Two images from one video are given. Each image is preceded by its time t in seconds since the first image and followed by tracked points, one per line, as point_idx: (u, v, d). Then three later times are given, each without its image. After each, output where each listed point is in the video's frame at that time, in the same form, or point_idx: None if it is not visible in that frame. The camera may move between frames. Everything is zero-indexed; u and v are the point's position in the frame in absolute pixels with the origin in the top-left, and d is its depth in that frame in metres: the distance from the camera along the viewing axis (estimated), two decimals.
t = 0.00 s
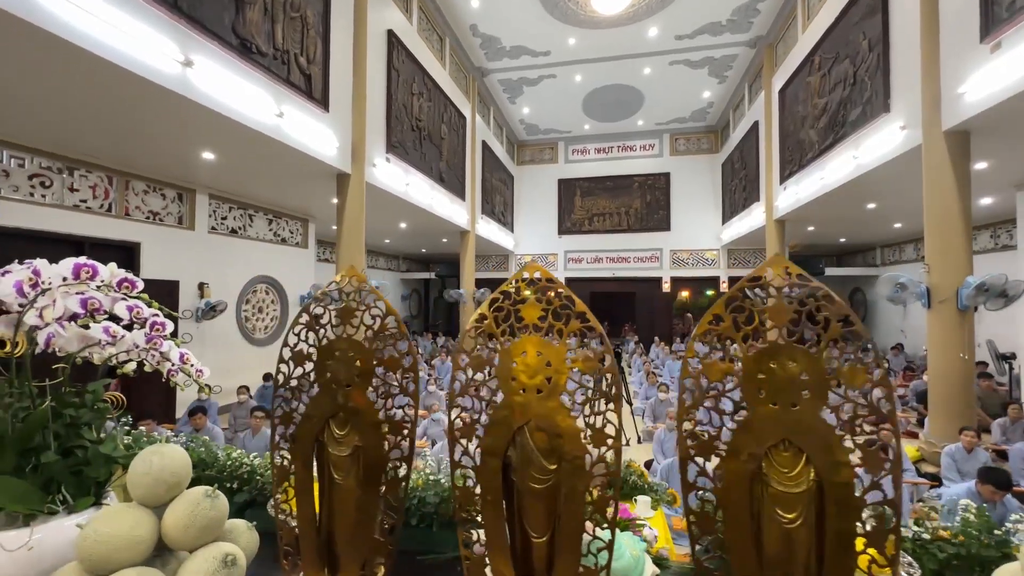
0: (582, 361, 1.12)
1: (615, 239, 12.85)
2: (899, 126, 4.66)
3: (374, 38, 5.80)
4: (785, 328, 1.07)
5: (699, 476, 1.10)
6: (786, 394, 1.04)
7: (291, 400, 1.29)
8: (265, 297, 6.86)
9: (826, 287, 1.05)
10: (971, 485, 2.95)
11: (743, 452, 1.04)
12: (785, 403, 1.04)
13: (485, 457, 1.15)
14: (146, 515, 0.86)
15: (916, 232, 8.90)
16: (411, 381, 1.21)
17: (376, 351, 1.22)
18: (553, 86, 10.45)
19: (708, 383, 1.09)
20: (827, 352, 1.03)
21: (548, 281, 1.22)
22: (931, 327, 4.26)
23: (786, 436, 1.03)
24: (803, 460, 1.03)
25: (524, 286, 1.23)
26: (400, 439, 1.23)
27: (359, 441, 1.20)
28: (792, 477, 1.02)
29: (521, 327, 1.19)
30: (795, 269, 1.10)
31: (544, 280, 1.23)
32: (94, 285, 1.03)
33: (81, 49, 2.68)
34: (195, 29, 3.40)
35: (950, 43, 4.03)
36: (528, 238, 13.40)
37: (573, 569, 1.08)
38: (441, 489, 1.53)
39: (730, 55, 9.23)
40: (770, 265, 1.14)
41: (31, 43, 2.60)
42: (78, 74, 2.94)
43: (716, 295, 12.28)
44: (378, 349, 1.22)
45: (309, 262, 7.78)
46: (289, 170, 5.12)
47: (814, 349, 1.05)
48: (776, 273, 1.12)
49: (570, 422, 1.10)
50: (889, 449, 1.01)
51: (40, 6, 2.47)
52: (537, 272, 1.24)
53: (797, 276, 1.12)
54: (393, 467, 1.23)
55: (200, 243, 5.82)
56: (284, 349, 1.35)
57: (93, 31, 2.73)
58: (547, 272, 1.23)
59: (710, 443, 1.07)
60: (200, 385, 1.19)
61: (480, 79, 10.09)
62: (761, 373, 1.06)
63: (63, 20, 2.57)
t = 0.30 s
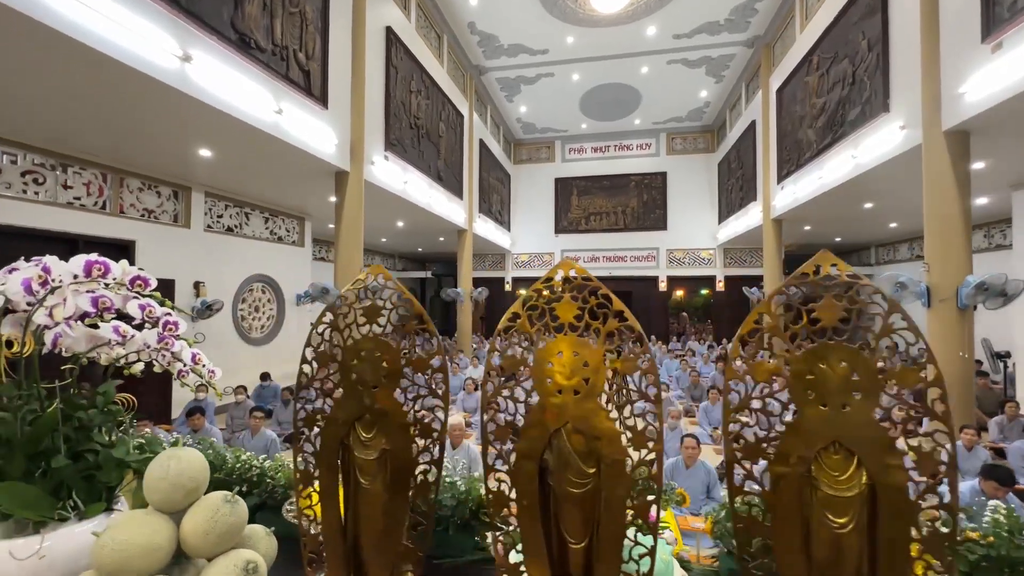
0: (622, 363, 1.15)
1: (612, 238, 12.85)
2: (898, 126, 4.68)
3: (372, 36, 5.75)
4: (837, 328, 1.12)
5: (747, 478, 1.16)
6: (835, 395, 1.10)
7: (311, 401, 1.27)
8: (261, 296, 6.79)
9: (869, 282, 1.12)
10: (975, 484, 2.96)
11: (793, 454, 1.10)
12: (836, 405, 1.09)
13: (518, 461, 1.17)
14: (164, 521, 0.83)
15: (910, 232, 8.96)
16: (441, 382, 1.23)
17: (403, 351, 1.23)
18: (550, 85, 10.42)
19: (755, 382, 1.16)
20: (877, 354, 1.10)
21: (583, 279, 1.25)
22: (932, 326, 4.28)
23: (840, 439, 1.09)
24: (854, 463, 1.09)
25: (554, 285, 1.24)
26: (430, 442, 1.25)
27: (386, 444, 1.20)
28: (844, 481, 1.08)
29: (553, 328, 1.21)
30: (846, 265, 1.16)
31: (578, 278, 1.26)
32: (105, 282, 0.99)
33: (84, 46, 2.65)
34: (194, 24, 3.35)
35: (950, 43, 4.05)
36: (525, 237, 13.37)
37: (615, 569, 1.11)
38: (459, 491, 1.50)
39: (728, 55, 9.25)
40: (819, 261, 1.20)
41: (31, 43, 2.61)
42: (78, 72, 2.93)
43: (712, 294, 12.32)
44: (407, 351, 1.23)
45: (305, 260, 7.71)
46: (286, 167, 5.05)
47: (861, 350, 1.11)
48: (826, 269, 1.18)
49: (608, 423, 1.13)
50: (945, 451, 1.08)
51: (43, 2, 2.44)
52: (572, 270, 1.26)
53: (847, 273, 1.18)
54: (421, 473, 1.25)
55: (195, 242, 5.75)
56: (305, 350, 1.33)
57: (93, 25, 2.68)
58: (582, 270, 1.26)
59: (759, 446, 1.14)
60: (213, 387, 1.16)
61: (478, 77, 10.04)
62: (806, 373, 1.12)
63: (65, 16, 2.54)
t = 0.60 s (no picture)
0: (666, 364, 1.15)
1: (608, 237, 12.87)
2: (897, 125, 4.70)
3: (371, 33, 5.70)
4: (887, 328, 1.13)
5: (798, 481, 1.17)
6: (891, 397, 1.10)
7: (342, 404, 1.27)
8: (257, 295, 6.72)
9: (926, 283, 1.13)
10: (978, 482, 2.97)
11: (845, 458, 1.11)
12: (889, 406, 1.10)
13: (561, 465, 1.16)
14: (190, 528, 0.81)
15: (903, 232, 9.05)
16: (475, 384, 1.20)
17: (436, 351, 1.22)
18: (548, 83, 10.40)
19: (804, 384, 1.16)
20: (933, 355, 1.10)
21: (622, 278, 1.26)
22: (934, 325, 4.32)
23: (896, 442, 1.09)
24: (907, 466, 1.10)
25: (596, 283, 1.25)
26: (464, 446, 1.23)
27: (420, 447, 1.19)
28: (897, 484, 1.09)
29: (595, 328, 1.21)
30: (895, 264, 1.17)
31: (618, 276, 1.25)
32: (125, 282, 0.96)
33: (87, 43, 2.63)
34: (194, 19, 3.30)
35: (949, 44, 4.08)
36: (521, 237, 13.36)
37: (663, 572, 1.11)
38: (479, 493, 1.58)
39: (725, 55, 9.28)
40: (869, 260, 1.21)
41: (31, 43, 2.60)
42: (77, 71, 2.91)
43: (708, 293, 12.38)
44: (438, 351, 1.22)
45: (301, 259, 7.64)
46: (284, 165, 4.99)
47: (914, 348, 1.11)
48: (876, 269, 1.19)
49: (653, 426, 1.13)
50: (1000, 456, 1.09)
51: None
52: (610, 269, 1.26)
53: (898, 273, 1.18)
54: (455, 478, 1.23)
55: (191, 240, 5.68)
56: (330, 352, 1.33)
57: (94, 20, 2.64)
58: (620, 268, 1.25)
59: (809, 448, 1.15)
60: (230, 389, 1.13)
61: (475, 76, 10.01)
62: (860, 374, 1.12)
63: (67, 12, 2.51)
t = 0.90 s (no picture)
0: (703, 365, 1.15)
1: (604, 237, 12.88)
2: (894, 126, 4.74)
3: (369, 32, 5.66)
4: (930, 330, 1.13)
5: (839, 485, 1.17)
6: (933, 399, 1.10)
7: (372, 407, 1.27)
8: (253, 295, 6.66)
9: (967, 284, 1.13)
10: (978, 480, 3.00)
11: (890, 461, 1.12)
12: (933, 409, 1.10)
13: (599, 468, 1.16)
14: (215, 534, 0.79)
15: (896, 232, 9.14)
16: (508, 387, 1.21)
17: (467, 354, 1.21)
18: (545, 83, 10.38)
19: (847, 385, 1.16)
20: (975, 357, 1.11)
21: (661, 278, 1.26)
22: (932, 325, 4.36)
23: (939, 444, 1.09)
24: (952, 468, 1.09)
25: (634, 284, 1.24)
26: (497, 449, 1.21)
27: (452, 451, 1.18)
28: (942, 487, 1.09)
29: (632, 330, 1.21)
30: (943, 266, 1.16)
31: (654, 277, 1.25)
32: (143, 282, 0.93)
33: (88, 40, 2.59)
34: (193, 16, 3.26)
35: (947, 45, 4.11)
36: (517, 236, 13.35)
37: None
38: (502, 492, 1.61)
39: (721, 55, 9.32)
40: (913, 262, 1.21)
41: (30, 43, 2.59)
42: (76, 70, 2.89)
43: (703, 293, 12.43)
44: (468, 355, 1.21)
45: (297, 258, 7.58)
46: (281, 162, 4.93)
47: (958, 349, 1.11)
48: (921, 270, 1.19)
49: (693, 430, 1.12)
50: None
51: None
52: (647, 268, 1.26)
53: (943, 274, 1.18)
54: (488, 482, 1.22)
55: (186, 239, 5.61)
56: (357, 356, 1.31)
57: (94, 17, 2.60)
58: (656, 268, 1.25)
59: (852, 451, 1.15)
60: (245, 391, 1.10)
61: (471, 74, 9.98)
62: (905, 376, 1.12)
63: (69, 10, 2.48)
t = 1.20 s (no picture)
0: (740, 366, 1.14)
1: (598, 236, 12.89)
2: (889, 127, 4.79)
3: (365, 29, 5.61)
4: (974, 330, 1.11)
5: (879, 487, 1.14)
6: (976, 398, 1.07)
7: (399, 409, 1.25)
8: (246, 294, 6.58)
9: (1011, 284, 1.12)
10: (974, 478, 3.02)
11: (933, 462, 1.08)
12: (977, 409, 1.06)
13: (636, 471, 1.14)
14: (235, 540, 0.76)
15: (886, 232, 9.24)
16: (538, 387, 1.18)
17: (498, 354, 1.20)
18: (540, 82, 10.37)
19: (888, 388, 1.13)
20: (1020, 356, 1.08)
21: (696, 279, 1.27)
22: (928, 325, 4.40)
23: (984, 445, 1.05)
24: (997, 469, 1.05)
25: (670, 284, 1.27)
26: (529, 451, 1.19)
27: (482, 454, 1.16)
28: (986, 488, 1.05)
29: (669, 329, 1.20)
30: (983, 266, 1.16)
31: (690, 277, 1.27)
32: (158, 281, 0.91)
33: (89, 38, 2.57)
34: (191, 12, 3.22)
35: (942, 48, 4.16)
36: (511, 235, 13.34)
37: None
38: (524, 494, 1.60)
39: (715, 56, 9.36)
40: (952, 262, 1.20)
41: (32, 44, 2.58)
42: (78, 72, 2.90)
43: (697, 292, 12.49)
44: (499, 357, 1.19)
45: (290, 257, 7.50)
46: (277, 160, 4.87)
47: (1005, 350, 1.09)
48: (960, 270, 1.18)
49: (731, 431, 1.12)
50: None
51: None
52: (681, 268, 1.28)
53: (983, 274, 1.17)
54: (519, 485, 1.20)
55: (179, 238, 5.53)
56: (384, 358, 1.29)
57: (95, 15, 2.58)
58: (690, 267, 1.27)
59: (893, 453, 1.12)
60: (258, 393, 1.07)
61: (466, 73, 9.95)
62: (946, 379, 1.09)
63: (72, 8, 2.45)
